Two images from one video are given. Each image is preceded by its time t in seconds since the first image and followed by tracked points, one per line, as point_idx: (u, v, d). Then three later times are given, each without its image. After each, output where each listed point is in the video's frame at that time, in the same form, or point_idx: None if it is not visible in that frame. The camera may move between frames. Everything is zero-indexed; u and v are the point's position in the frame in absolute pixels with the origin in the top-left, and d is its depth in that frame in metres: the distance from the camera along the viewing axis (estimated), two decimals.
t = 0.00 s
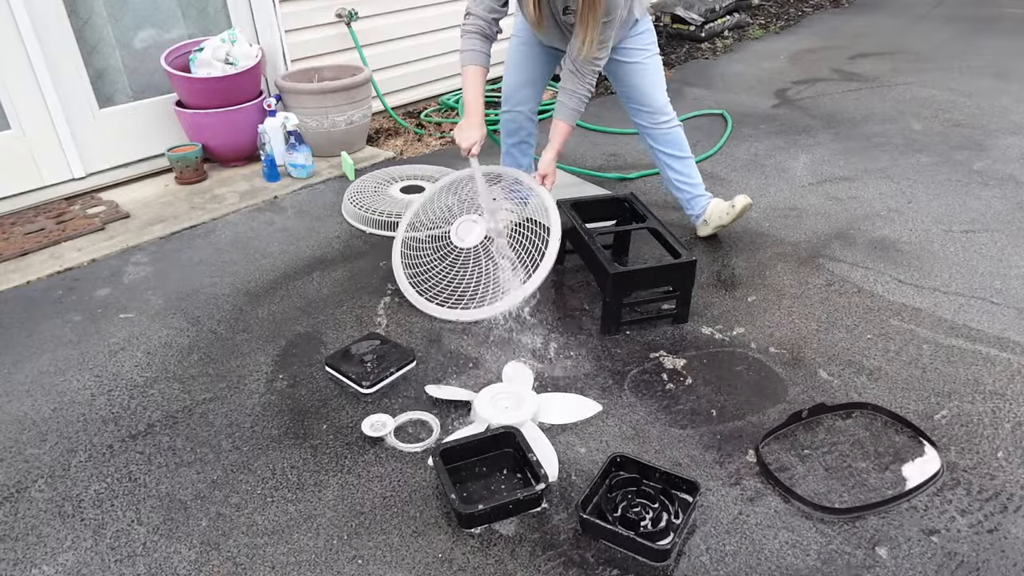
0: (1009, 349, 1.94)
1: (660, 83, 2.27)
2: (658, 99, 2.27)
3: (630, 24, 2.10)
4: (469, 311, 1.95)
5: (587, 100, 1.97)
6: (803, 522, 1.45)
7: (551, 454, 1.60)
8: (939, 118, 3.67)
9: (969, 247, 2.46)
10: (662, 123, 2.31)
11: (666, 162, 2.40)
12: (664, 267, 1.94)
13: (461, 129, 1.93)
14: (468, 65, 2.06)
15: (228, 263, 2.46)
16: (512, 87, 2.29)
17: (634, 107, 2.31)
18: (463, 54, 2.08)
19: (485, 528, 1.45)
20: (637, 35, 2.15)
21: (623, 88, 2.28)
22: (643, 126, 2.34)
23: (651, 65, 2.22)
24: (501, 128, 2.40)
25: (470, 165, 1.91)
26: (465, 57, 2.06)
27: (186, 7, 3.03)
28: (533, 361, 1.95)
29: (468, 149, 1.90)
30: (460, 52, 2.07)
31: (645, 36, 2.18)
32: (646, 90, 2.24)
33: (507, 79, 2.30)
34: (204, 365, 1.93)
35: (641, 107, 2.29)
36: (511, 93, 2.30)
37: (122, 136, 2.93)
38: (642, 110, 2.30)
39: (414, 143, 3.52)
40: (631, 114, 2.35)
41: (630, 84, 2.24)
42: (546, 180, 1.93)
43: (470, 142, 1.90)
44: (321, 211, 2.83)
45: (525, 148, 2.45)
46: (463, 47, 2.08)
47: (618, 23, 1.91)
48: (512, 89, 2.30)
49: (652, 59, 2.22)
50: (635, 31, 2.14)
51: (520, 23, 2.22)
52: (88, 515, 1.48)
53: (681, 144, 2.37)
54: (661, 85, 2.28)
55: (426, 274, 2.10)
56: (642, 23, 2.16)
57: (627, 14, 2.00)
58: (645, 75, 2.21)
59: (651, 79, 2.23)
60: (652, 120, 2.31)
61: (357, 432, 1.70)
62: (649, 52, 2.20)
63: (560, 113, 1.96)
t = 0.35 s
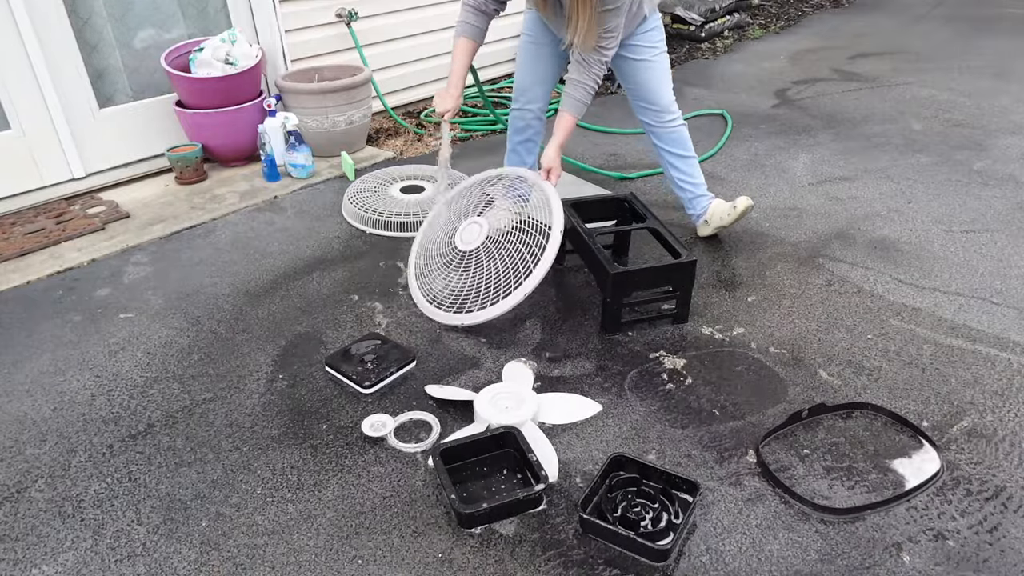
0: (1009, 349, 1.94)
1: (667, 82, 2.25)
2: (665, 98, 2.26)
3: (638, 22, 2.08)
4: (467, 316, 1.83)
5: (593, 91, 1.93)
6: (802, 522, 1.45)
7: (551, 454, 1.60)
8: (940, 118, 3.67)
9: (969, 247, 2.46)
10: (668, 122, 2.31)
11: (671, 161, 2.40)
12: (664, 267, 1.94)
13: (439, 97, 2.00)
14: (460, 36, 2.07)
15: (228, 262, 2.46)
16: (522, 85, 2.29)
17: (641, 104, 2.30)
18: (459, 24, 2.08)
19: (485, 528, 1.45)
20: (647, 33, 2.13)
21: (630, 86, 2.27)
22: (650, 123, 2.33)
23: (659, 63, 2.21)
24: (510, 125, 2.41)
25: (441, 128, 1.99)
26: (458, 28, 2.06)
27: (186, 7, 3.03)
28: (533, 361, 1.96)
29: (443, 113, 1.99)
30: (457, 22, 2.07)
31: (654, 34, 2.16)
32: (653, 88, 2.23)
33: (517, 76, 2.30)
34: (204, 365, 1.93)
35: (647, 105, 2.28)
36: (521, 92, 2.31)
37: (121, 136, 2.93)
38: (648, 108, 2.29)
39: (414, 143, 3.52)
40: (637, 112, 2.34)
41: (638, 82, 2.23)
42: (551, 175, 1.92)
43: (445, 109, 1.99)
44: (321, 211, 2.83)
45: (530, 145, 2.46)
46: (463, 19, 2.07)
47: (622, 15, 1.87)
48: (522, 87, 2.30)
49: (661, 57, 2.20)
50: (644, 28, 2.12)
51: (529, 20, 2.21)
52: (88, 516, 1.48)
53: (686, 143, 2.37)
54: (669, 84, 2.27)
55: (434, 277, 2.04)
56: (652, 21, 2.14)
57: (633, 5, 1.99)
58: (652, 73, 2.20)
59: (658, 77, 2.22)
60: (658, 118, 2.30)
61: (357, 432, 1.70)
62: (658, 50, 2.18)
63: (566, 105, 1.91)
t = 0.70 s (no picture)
0: (1009, 349, 1.94)
1: (668, 81, 2.25)
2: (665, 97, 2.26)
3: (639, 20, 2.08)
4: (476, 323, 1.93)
5: (577, 78, 1.84)
6: (803, 522, 1.45)
7: (552, 454, 1.60)
8: (940, 118, 3.67)
9: (969, 247, 2.46)
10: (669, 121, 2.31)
11: (672, 161, 2.39)
12: (664, 267, 1.94)
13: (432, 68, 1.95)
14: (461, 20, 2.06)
15: (228, 263, 2.46)
16: (523, 86, 2.29)
17: (641, 103, 2.29)
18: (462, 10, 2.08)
19: (485, 528, 1.45)
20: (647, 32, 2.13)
21: (630, 85, 2.27)
22: (650, 122, 2.33)
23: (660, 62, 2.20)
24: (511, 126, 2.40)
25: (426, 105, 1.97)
26: (455, 3, 2.07)
27: (186, 7, 3.03)
28: (533, 361, 1.96)
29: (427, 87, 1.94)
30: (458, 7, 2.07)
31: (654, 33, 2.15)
32: (654, 88, 2.23)
33: (519, 77, 2.29)
34: (204, 365, 1.94)
35: (648, 104, 2.28)
36: (522, 93, 2.30)
37: (122, 136, 2.94)
38: (649, 108, 2.29)
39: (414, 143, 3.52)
40: (638, 111, 2.34)
41: (638, 81, 2.23)
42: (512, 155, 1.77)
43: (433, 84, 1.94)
44: (321, 211, 2.83)
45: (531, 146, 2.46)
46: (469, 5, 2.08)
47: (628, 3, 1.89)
48: (523, 88, 2.29)
49: (661, 56, 2.20)
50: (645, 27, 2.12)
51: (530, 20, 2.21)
52: (88, 515, 1.48)
53: (687, 143, 2.37)
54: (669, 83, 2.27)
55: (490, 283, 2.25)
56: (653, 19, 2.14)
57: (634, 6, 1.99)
58: (653, 72, 2.20)
59: (659, 77, 2.21)
60: (658, 117, 2.30)
61: (357, 432, 1.70)
62: (659, 49, 2.18)
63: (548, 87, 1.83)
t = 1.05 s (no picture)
0: (1009, 349, 1.94)
1: (668, 82, 2.25)
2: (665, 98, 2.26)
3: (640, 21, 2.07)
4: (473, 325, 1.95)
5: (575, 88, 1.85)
6: (803, 522, 1.45)
7: (552, 454, 1.60)
8: (940, 118, 3.67)
9: (969, 247, 2.46)
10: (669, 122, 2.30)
11: (671, 162, 2.40)
12: (664, 267, 1.94)
13: (434, 104, 2.02)
14: (461, 40, 2.06)
15: (228, 263, 2.46)
16: (524, 85, 2.29)
17: (642, 104, 2.29)
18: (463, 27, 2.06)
19: (485, 528, 1.44)
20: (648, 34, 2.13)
21: (631, 86, 2.27)
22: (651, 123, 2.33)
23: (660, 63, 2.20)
24: (511, 126, 2.41)
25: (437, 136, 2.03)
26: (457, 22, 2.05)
27: (186, 7, 3.03)
28: (533, 361, 1.96)
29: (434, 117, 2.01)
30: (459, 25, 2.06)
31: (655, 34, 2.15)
32: (654, 89, 2.23)
33: (519, 77, 2.30)
34: (204, 365, 1.94)
35: (648, 104, 2.28)
36: (523, 93, 2.31)
37: (121, 136, 2.93)
38: (649, 108, 2.29)
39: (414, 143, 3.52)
40: (637, 112, 2.34)
41: (638, 81, 2.23)
42: (514, 166, 1.80)
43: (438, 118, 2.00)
44: (321, 211, 2.83)
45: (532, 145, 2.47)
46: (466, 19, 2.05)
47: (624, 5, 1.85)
48: (523, 88, 2.30)
49: (662, 56, 2.19)
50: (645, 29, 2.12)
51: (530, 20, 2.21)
52: (88, 515, 1.48)
53: (687, 144, 2.37)
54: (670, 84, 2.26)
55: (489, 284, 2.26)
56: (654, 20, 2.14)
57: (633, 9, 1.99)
58: (653, 73, 2.20)
59: (659, 77, 2.21)
60: (658, 118, 2.30)
61: (358, 432, 1.70)
62: (659, 50, 2.18)
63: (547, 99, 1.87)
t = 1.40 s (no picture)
0: (1009, 349, 1.94)
1: (668, 82, 2.25)
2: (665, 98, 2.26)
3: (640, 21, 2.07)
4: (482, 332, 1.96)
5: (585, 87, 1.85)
6: (803, 522, 1.45)
7: (552, 454, 1.60)
8: (940, 118, 3.67)
9: (969, 247, 2.46)
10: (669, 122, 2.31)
11: (671, 162, 2.40)
12: (664, 266, 1.94)
13: (456, 108, 1.98)
14: (471, 39, 2.06)
15: (228, 263, 2.46)
16: (523, 86, 2.29)
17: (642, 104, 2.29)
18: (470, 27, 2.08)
19: (485, 528, 1.44)
20: (649, 34, 2.12)
21: (631, 86, 2.26)
22: (650, 122, 2.33)
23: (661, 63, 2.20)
24: (511, 126, 2.41)
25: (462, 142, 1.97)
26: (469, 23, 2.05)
27: (186, 7, 3.03)
28: (534, 361, 1.96)
29: (462, 126, 1.95)
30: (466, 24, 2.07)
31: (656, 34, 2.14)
32: (654, 89, 2.23)
33: (519, 77, 2.30)
34: (204, 365, 1.94)
35: (648, 104, 2.28)
36: (523, 93, 2.31)
37: (121, 136, 2.93)
38: (648, 109, 2.29)
39: (414, 143, 3.52)
40: (637, 112, 2.34)
41: (638, 81, 2.22)
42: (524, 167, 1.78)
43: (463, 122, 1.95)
44: (321, 211, 2.83)
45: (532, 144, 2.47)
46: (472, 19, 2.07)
47: (629, 3, 1.88)
48: (523, 88, 2.30)
49: (662, 56, 2.19)
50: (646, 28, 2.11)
51: (531, 20, 2.21)
52: (88, 515, 1.48)
53: (687, 144, 2.37)
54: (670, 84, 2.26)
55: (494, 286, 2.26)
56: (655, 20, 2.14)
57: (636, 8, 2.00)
58: (653, 73, 2.20)
59: (659, 78, 2.21)
60: (658, 118, 2.30)
61: (357, 433, 1.70)
62: (659, 50, 2.18)
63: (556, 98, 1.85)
